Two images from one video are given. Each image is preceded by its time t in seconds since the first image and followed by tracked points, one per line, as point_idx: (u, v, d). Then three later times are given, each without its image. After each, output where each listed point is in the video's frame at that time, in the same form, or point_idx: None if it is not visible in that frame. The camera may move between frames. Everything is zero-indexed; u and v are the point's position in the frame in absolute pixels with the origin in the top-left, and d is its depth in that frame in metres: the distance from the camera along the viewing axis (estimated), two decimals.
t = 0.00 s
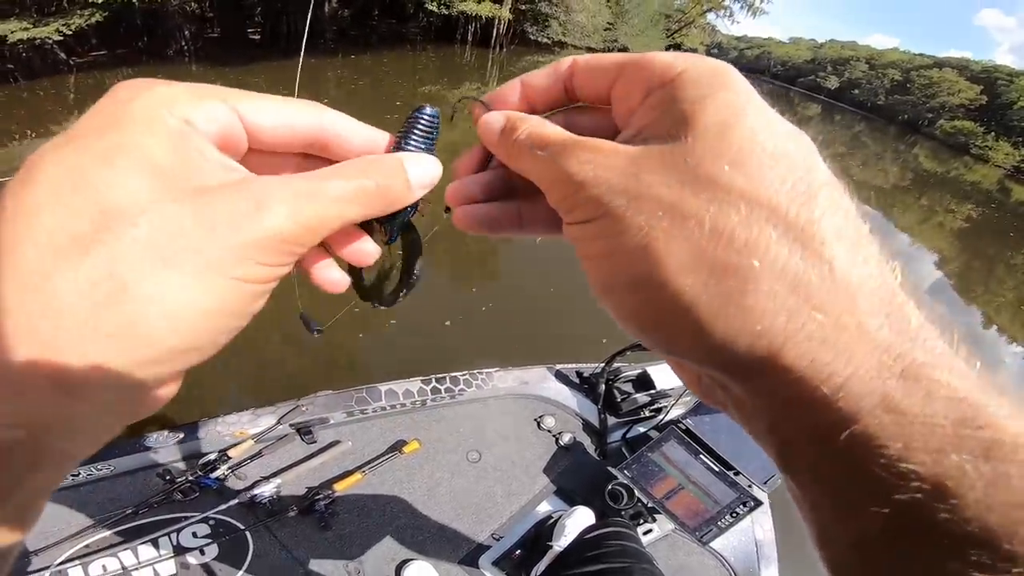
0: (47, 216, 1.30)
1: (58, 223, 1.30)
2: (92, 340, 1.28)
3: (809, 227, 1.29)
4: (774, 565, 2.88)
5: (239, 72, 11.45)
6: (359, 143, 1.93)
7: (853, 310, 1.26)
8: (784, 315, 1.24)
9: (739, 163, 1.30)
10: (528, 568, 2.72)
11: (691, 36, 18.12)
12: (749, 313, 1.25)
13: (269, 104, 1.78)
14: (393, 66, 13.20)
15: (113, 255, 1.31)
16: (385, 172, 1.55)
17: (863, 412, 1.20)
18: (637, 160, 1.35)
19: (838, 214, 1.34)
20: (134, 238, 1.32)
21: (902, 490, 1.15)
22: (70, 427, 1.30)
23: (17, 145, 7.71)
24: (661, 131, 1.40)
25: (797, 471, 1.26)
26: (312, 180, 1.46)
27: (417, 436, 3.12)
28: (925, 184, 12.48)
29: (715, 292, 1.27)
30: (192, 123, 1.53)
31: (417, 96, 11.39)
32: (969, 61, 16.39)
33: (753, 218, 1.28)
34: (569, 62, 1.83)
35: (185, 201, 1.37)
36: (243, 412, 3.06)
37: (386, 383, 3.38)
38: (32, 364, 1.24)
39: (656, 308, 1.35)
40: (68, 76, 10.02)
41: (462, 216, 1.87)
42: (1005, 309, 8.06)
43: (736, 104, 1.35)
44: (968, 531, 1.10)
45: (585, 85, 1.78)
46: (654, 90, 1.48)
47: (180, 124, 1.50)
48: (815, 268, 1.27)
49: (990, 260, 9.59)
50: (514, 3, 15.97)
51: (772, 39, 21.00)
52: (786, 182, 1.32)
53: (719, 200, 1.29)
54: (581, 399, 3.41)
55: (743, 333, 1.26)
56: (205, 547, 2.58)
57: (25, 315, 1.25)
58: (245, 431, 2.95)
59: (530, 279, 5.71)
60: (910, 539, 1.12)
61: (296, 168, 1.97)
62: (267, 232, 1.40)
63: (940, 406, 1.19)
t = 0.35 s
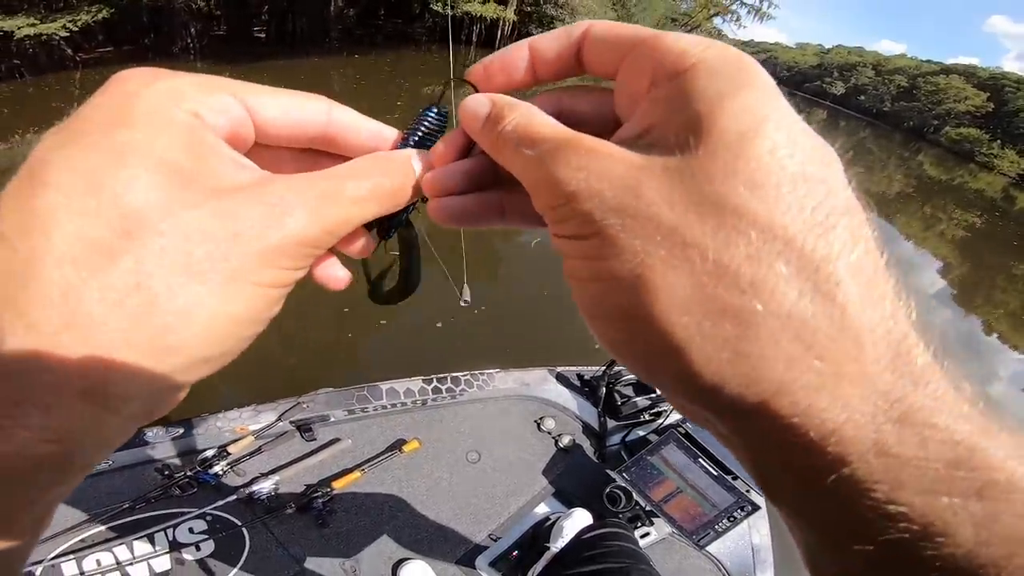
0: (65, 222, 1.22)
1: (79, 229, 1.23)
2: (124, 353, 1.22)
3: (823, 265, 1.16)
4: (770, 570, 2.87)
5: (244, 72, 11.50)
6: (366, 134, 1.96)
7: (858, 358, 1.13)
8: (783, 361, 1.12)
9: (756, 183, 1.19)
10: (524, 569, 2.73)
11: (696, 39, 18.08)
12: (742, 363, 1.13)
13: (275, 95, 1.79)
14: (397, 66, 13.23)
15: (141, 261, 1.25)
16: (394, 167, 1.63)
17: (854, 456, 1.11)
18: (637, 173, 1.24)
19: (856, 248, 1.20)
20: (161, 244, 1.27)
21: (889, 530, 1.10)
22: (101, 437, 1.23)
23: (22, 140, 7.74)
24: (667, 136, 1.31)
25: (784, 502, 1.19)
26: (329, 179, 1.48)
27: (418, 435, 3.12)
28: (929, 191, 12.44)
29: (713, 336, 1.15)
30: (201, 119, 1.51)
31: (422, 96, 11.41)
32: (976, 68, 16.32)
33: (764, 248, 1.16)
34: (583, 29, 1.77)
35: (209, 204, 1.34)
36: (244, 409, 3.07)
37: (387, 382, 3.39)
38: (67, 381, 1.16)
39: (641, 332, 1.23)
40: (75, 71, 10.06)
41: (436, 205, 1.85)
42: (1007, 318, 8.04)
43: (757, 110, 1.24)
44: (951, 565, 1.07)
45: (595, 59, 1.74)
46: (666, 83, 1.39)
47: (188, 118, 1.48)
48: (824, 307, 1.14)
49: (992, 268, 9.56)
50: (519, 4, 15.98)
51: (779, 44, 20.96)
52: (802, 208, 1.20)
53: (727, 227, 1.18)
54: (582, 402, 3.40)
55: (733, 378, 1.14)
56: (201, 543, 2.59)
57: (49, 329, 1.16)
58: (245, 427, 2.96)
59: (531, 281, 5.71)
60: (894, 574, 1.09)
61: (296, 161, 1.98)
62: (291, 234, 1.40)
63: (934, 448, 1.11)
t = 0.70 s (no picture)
0: (69, 227, 1.21)
1: (84, 234, 1.22)
2: (135, 358, 1.22)
3: (831, 251, 1.16)
4: (770, 566, 2.88)
5: (239, 71, 11.41)
6: (368, 129, 1.94)
7: (866, 344, 1.13)
8: (792, 347, 1.11)
9: (764, 173, 1.19)
10: (525, 565, 2.72)
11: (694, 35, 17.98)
12: (753, 346, 1.11)
13: (275, 89, 1.77)
14: (393, 63, 13.15)
15: (149, 267, 1.25)
16: (398, 162, 1.62)
17: (863, 444, 1.10)
18: (646, 163, 1.24)
19: (864, 238, 1.20)
20: (168, 248, 1.27)
21: (897, 519, 1.10)
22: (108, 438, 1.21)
23: (14, 141, 7.66)
24: (675, 128, 1.30)
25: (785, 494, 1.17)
26: (333, 175, 1.47)
27: (418, 431, 3.12)
28: (928, 187, 12.42)
29: (723, 320, 1.13)
30: (201, 116, 1.50)
31: (418, 94, 11.36)
32: (975, 64, 16.29)
33: (772, 236, 1.16)
34: (594, 26, 1.76)
35: (214, 205, 1.33)
36: (244, 405, 3.07)
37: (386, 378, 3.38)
38: (79, 384, 1.15)
39: (649, 316, 1.21)
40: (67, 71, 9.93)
41: (444, 197, 1.83)
42: (1005, 312, 8.07)
43: (764, 103, 1.23)
44: (957, 554, 1.10)
45: (605, 56, 1.73)
46: (675, 75, 1.38)
47: (188, 115, 1.46)
48: (831, 293, 1.14)
49: (991, 263, 9.56)
50: None
51: (777, 40, 20.90)
52: (810, 198, 1.20)
53: (737, 214, 1.17)
54: (581, 398, 3.40)
55: (744, 363, 1.12)
56: (202, 540, 2.58)
57: (61, 337, 1.15)
58: (245, 423, 2.95)
59: (530, 276, 5.70)
60: (900, 564, 1.10)
61: (296, 155, 1.97)
62: (298, 233, 1.39)
63: (942, 437, 1.12)
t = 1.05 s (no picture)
0: (73, 227, 1.20)
1: (89, 235, 1.21)
2: (139, 360, 1.22)
3: (830, 251, 1.17)
4: (769, 564, 2.88)
5: (234, 70, 11.35)
6: (368, 129, 1.94)
7: (867, 345, 1.13)
8: (792, 348, 1.11)
9: (762, 173, 1.19)
10: (524, 563, 2.73)
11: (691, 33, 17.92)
12: (753, 347, 1.12)
13: (275, 90, 1.76)
14: (390, 61, 13.11)
15: (154, 268, 1.24)
16: (398, 166, 1.62)
17: (864, 444, 1.10)
18: (645, 164, 1.24)
19: (863, 237, 1.20)
20: (172, 249, 1.26)
21: (898, 519, 1.09)
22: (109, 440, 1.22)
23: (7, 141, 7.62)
24: (673, 129, 1.30)
25: (786, 495, 1.17)
26: (333, 177, 1.47)
27: (417, 429, 3.12)
28: (926, 183, 12.42)
29: (723, 321, 1.14)
30: (202, 116, 1.49)
31: (414, 91, 11.34)
32: (974, 61, 16.31)
33: (771, 236, 1.16)
34: (590, 25, 1.76)
35: (216, 207, 1.32)
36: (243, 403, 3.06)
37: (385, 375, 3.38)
38: (82, 386, 1.15)
39: (651, 319, 1.21)
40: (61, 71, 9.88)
41: (442, 201, 1.83)
42: (1003, 308, 8.08)
43: (762, 101, 1.24)
44: (959, 554, 1.09)
45: (601, 56, 1.72)
46: (671, 74, 1.38)
47: (189, 116, 1.46)
48: (832, 293, 1.15)
49: (989, 260, 9.57)
50: None
51: (775, 38, 20.89)
52: (809, 197, 1.20)
53: (736, 215, 1.17)
54: (580, 395, 3.40)
55: (743, 364, 1.13)
56: (202, 538, 2.58)
57: (66, 337, 1.14)
58: (244, 421, 2.95)
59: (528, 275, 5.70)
60: (903, 566, 1.09)
61: (293, 151, 1.96)
62: (299, 237, 1.39)
63: (944, 438, 1.12)
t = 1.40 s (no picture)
0: (76, 223, 1.20)
1: (91, 231, 1.21)
2: (142, 355, 1.21)
3: (828, 247, 1.17)
4: (761, 559, 2.89)
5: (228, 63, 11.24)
6: (369, 124, 1.95)
7: (865, 340, 1.14)
8: (792, 342, 1.12)
9: (761, 170, 1.20)
10: (520, 556, 2.74)
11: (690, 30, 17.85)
12: (752, 343, 1.13)
13: (277, 80, 1.75)
14: (386, 55, 13.02)
15: (157, 264, 1.24)
16: (400, 160, 1.62)
17: (862, 439, 1.11)
18: (645, 159, 1.24)
19: (861, 233, 1.21)
20: (175, 243, 1.26)
21: (898, 515, 1.10)
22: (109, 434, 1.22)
23: None
24: (673, 127, 1.30)
25: (787, 492, 1.18)
26: (337, 171, 1.46)
27: (413, 422, 3.12)
28: (923, 183, 12.43)
29: (723, 316, 1.14)
30: (205, 109, 1.48)
31: (410, 85, 11.28)
32: (972, 61, 16.31)
33: (770, 231, 1.17)
34: (591, 28, 1.76)
35: (219, 200, 1.31)
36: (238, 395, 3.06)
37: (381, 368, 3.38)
38: (85, 381, 1.15)
39: (649, 314, 1.21)
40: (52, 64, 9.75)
41: (440, 199, 1.85)
42: (997, 308, 8.13)
43: (763, 100, 1.25)
44: (956, 549, 1.08)
45: (602, 57, 1.72)
46: (672, 73, 1.38)
47: (192, 109, 1.45)
48: (831, 288, 1.15)
49: (985, 259, 9.60)
50: None
51: (774, 35, 20.83)
52: (807, 193, 1.21)
53: (735, 211, 1.18)
54: (576, 389, 3.41)
55: (746, 359, 1.14)
56: (196, 530, 2.58)
57: (70, 334, 1.15)
58: (239, 414, 2.94)
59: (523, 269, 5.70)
60: (904, 560, 1.09)
61: (292, 141, 1.96)
62: (303, 231, 1.38)
63: (941, 432, 1.13)
